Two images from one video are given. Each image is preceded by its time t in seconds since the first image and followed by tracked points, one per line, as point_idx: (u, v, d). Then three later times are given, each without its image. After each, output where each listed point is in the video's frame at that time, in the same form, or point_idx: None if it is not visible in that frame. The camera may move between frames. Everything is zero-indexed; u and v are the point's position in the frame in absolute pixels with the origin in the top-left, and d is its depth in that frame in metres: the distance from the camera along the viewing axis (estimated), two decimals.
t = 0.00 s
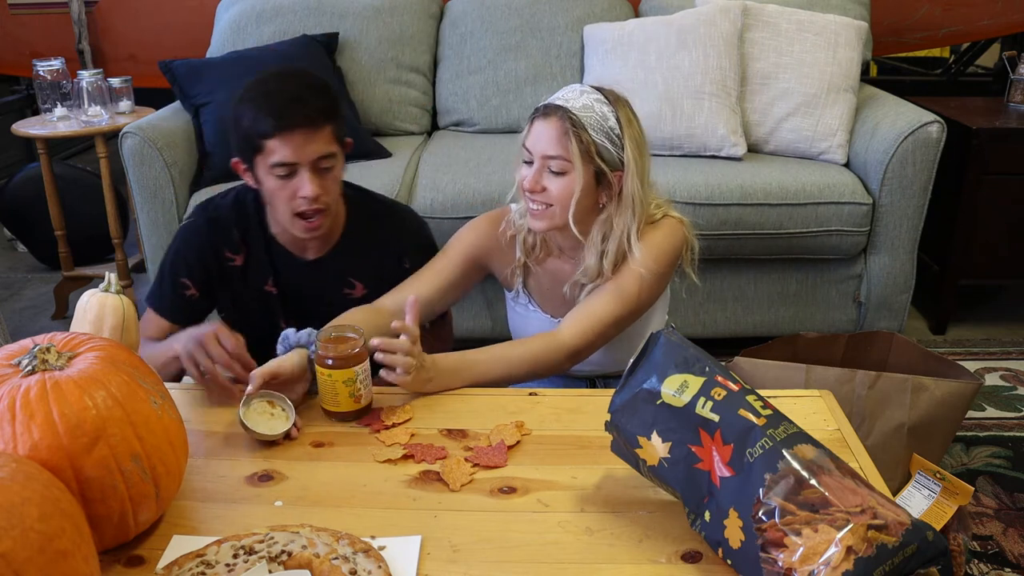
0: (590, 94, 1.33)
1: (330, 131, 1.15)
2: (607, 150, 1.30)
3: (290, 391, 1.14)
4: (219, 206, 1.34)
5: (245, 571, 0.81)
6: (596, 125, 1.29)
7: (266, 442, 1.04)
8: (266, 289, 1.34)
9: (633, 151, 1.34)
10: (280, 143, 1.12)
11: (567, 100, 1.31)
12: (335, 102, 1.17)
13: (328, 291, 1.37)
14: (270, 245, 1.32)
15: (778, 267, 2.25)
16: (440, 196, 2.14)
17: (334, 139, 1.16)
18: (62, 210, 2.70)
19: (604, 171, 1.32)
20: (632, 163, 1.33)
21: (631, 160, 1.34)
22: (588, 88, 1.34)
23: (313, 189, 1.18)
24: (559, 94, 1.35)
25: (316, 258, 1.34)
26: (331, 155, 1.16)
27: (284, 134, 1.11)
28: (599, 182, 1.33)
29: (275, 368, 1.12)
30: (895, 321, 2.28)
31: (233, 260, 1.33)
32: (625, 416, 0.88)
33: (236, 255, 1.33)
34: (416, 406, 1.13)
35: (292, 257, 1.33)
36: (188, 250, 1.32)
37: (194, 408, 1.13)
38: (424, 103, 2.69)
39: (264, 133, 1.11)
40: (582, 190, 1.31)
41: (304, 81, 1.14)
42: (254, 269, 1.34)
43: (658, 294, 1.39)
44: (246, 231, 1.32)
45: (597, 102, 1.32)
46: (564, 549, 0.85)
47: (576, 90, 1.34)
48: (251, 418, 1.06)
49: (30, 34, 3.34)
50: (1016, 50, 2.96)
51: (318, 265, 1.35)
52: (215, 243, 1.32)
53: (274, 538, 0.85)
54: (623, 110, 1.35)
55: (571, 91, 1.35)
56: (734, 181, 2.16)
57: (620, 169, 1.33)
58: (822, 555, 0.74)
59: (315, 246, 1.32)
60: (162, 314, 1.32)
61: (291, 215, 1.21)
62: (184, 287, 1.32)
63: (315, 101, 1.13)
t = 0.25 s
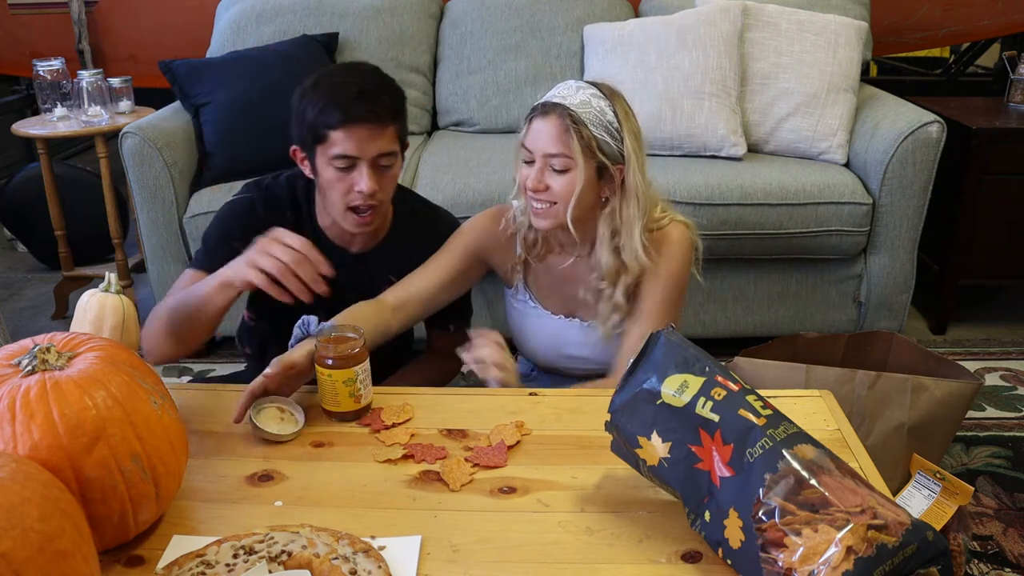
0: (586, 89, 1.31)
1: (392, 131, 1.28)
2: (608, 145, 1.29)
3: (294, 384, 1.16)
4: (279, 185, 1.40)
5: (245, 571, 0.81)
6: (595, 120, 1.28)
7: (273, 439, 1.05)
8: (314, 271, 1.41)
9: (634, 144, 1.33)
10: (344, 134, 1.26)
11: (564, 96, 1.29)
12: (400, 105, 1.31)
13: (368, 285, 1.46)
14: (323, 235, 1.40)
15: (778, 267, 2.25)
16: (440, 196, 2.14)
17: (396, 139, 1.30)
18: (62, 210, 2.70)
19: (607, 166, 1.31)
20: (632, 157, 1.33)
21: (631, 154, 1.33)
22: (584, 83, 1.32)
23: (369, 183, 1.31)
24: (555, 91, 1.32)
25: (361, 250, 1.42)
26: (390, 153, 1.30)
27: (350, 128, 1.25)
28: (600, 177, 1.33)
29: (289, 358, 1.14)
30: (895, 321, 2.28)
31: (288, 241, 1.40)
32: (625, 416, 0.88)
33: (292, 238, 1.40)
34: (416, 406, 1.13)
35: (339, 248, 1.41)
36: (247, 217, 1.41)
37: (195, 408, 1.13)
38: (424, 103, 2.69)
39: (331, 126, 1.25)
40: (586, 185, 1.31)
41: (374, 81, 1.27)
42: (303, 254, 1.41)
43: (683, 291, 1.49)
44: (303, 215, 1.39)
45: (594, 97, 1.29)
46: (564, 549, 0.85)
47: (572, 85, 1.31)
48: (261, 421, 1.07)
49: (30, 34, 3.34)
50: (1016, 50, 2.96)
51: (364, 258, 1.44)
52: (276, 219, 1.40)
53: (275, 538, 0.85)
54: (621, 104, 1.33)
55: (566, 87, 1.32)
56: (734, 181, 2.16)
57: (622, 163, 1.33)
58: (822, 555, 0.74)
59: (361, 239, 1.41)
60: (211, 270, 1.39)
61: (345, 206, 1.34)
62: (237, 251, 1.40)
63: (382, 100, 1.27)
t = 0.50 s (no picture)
0: (595, 86, 1.34)
1: (412, 141, 1.32)
2: (622, 138, 1.32)
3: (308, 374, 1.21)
4: (306, 184, 1.46)
5: (245, 571, 0.81)
6: (609, 114, 1.31)
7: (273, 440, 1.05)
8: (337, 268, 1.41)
9: (648, 135, 1.36)
10: (366, 140, 1.28)
11: (575, 94, 1.33)
12: (421, 115, 1.35)
13: (377, 289, 1.49)
14: (339, 237, 1.46)
15: (778, 267, 2.25)
16: (440, 196, 2.14)
17: (415, 149, 1.33)
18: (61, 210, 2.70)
19: (623, 157, 1.34)
20: (647, 148, 1.35)
21: (646, 145, 1.35)
22: (590, 82, 1.36)
23: (387, 191, 1.31)
24: (562, 93, 1.36)
25: (374, 254, 1.47)
26: (409, 162, 1.33)
27: (371, 135, 1.28)
28: (618, 170, 1.35)
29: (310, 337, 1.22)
30: (895, 321, 2.29)
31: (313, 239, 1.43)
32: (625, 416, 0.88)
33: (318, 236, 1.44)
34: (416, 407, 1.13)
35: (352, 250, 1.46)
36: (276, 204, 1.38)
37: (195, 408, 1.13)
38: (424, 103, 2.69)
39: (353, 131, 1.28)
40: (606, 179, 1.32)
41: (397, 90, 1.32)
42: (325, 253, 1.46)
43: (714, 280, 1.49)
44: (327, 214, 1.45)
45: (604, 92, 1.33)
46: (564, 549, 0.85)
47: (580, 84, 1.35)
48: (257, 430, 1.06)
49: (30, 34, 3.34)
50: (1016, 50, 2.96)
51: (376, 262, 1.47)
52: (303, 212, 1.42)
53: (275, 538, 0.85)
54: (629, 99, 1.37)
55: (575, 87, 1.36)
56: (734, 181, 2.16)
57: (637, 154, 1.36)
58: (822, 556, 0.74)
59: (376, 243, 1.45)
60: (249, 243, 1.30)
61: (362, 212, 1.34)
62: (269, 232, 1.34)
63: (405, 109, 1.31)
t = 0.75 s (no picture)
0: (611, 86, 1.35)
1: (409, 139, 1.32)
2: (639, 136, 1.32)
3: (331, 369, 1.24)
4: (309, 182, 1.46)
5: (245, 571, 0.81)
6: (626, 112, 1.31)
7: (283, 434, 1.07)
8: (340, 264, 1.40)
9: (662, 135, 1.37)
10: (365, 138, 1.28)
11: (591, 93, 1.33)
12: (420, 115, 1.35)
13: (377, 289, 1.48)
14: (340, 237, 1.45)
15: (778, 267, 2.25)
16: (440, 196, 2.14)
17: (413, 149, 1.33)
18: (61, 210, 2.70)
19: (641, 156, 1.34)
20: (662, 146, 1.36)
21: (661, 145, 1.36)
22: (606, 81, 1.36)
23: (385, 189, 1.30)
24: (577, 92, 1.36)
25: (375, 254, 1.47)
26: (407, 161, 1.32)
27: (368, 133, 1.28)
28: (635, 169, 1.35)
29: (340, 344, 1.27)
30: (894, 321, 2.29)
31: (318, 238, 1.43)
32: (625, 416, 0.88)
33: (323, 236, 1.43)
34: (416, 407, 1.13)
35: (352, 250, 1.47)
36: (281, 199, 1.38)
37: (195, 408, 1.13)
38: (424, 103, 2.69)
39: (351, 130, 1.29)
40: (623, 178, 1.32)
41: (395, 90, 1.33)
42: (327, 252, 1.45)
43: (722, 278, 1.47)
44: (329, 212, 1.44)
45: (620, 91, 1.34)
46: (564, 549, 0.85)
47: (596, 83, 1.35)
48: (271, 422, 1.08)
49: (30, 34, 3.34)
50: (1016, 50, 2.96)
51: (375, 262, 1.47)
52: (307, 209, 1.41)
53: (275, 538, 0.85)
54: (644, 99, 1.37)
55: (590, 86, 1.36)
56: (734, 181, 2.16)
57: (653, 153, 1.36)
58: (822, 556, 0.74)
59: (375, 244, 1.45)
60: (258, 234, 1.30)
61: (361, 211, 1.33)
62: (277, 226, 1.34)
63: (402, 108, 1.31)
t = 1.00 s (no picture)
0: (617, 89, 1.35)
1: (396, 131, 1.32)
2: (646, 140, 1.32)
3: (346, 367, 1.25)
4: (305, 179, 1.46)
5: (245, 571, 0.81)
6: (633, 115, 1.31)
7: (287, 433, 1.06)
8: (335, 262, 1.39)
9: (668, 138, 1.37)
10: (351, 130, 1.30)
11: (598, 96, 1.33)
12: (408, 108, 1.36)
13: (374, 287, 1.48)
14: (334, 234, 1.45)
15: (778, 266, 2.25)
16: (440, 196, 2.14)
17: (400, 141, 1.33)
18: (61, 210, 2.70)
19: (647, 159, 1.34)
20: (667, 150, 1.36)
21: (667, 148, 1.36)
22: (613, 84, 1.36)
23: (372, 180, 1.30)
24: (584, 95, 1.36)
25: (369, 251, 1.47)
26: (394, 153, 1.32)
27: (354, 125, 1.29)
28: (641, 172, 1.35)
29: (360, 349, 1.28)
30: (895, 321, 2.29)
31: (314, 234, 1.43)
32: (625, 416, 0.88)
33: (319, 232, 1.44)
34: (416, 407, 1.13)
35: (348, 247, 1.46)
36: (278, 194, 1.38)
37: (196, 408, 1.13)
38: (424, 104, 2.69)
39: (338, 122, 1.30)
40: (629, 182, 1.32)
41: (381, 83, 1.35)
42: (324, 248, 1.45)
43: (722, 281, 1.48)
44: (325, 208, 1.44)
45: (627, 94, 1.34)
46: (564, 549, 0.85)
47: (604, 85, 1.36)
48: (276, 422, 1.08)
49: (30, 34, 3.34)
50: (1016, 50, 2.96)
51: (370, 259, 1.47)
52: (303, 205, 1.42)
53: (274, 538, 0.85)
54: (651, 102, 1.37)
55: (596, 89, 1.36)
56: (734, 181, 2.17)
57: (659, 156, 1.36)
58: (822, 556, 0.74)
59: (370, 240, 1.45)
60: (256, 227, 1.30)
61: (350, 205, 1.31)
62: (275, 221, 1.35)
63: (388, 100, 1.32)
